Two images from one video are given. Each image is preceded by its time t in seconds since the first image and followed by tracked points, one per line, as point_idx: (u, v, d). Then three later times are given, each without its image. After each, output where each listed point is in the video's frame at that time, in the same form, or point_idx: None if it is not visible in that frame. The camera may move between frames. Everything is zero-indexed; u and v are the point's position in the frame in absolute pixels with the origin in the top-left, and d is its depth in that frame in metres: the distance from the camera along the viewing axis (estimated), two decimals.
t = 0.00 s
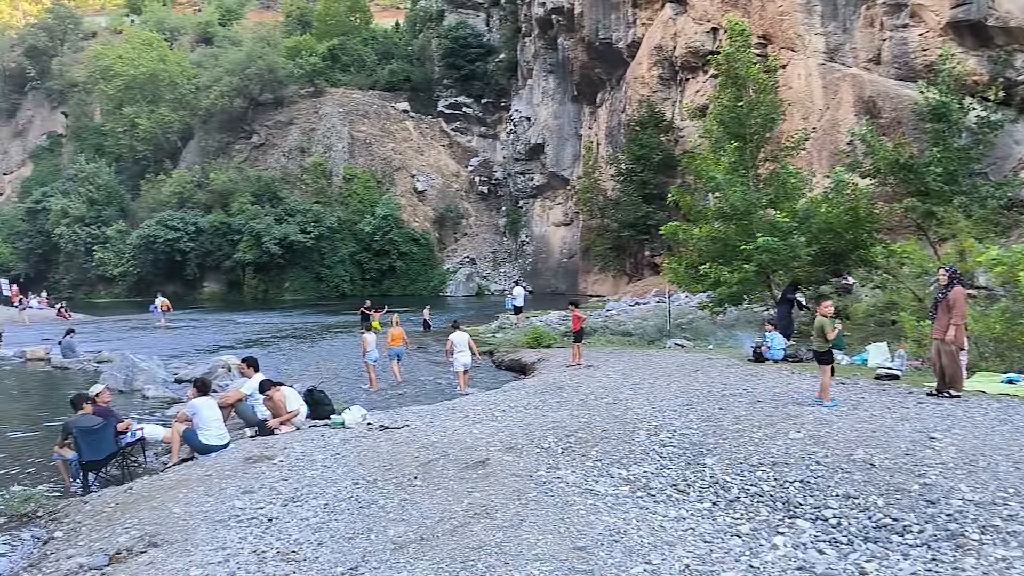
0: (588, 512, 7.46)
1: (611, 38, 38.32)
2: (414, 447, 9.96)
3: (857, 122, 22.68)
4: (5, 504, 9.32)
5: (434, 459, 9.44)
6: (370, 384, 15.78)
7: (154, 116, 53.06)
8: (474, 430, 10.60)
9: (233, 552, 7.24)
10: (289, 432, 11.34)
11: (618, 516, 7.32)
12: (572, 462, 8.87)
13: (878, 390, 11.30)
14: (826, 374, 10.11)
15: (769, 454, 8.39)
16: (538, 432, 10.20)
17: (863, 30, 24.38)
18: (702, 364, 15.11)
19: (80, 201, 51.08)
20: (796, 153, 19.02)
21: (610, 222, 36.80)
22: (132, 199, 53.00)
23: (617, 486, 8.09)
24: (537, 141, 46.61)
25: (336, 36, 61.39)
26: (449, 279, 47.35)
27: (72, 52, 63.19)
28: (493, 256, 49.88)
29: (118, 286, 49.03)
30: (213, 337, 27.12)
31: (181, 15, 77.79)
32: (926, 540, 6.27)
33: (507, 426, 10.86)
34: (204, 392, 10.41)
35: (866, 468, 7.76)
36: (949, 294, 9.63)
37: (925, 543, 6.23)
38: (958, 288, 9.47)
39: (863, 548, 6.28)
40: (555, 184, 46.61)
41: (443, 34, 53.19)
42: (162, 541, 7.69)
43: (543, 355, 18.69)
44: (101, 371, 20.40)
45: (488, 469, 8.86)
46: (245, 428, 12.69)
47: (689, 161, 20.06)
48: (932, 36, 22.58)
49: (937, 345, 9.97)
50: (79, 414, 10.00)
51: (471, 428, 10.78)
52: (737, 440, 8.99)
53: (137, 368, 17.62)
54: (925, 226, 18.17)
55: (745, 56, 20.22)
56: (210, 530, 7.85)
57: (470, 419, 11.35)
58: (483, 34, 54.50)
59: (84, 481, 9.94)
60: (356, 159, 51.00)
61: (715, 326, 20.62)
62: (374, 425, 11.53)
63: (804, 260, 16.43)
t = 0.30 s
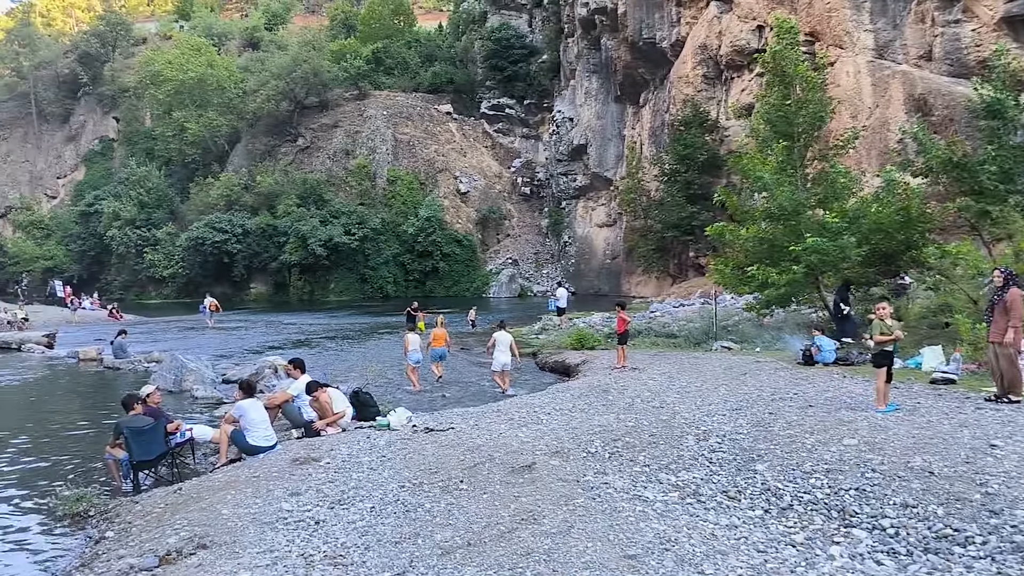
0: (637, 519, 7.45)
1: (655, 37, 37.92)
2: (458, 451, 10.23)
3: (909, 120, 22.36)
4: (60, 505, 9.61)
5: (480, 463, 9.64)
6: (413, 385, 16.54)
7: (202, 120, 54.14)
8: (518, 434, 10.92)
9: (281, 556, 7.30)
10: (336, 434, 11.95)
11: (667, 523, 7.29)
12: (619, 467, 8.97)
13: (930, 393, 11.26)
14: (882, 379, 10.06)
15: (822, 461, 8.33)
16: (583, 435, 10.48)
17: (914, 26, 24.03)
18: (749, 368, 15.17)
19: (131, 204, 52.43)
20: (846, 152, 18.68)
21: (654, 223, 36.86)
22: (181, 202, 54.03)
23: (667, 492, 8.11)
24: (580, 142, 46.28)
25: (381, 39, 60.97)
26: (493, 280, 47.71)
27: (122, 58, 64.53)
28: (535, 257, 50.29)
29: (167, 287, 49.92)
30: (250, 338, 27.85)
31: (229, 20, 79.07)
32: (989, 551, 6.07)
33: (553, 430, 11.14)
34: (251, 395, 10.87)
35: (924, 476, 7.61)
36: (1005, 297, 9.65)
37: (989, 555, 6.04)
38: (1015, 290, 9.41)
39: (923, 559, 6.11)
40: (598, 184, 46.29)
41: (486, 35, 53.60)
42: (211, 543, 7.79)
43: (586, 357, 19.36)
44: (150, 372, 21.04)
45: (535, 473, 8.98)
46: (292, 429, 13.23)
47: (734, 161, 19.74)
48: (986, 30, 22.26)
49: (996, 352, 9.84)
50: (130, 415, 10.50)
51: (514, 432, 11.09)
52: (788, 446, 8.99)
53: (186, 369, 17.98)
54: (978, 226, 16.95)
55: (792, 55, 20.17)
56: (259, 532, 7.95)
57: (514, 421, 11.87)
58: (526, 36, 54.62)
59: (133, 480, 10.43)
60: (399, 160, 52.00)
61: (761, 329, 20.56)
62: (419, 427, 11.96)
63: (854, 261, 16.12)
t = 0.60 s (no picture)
0: (691, 528, 7.40)
1: (700, 38, 38.03)
2: (507, 456, 10.40)
3: (963, 116, 22.20)
4: (116, 510, 9.82)
5: (528, 469, 9.77)
6: (454, 388, 17.32)
7: (251, 128, 55.55)
8: (567, 439, 11.04)
9: (331, 561, 7.36)
10: (383, 439, 12.41)
11: (722, 532, 7.24)
12: (670, 475, 9.04)
13: (995, 399, 11.00)
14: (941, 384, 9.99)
15: (881, 468, 8.22)
16: (631, 441, 10.61)
17: (967, 22, 23.58)
18: (802, 372, 15.25)
19: (182, 211, 53.65)
20: (898, 151, 18.66)
21: (700, 225, 36.59)
22: (230, 208, 54.84)
23: (720, 501, 8.11)
24: (625, 144, 46.22)
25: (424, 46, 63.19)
26: (536, 284, 47.09)
27: (173, 69, 66.05)
28: (580, 261, 49.45)
29: (217, 293, 51.04)
30: (292, 344, 28.45)
31: (276, 29, 80.25)
32: None
33: (603, 435, 11.31)
34: (299, 400, 11.26)
35: (989, 484, 7.45)
36: None
37: None
38: None
39: (989, 571, 5.94)
40: (643, 187, 46.08)
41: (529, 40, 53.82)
42: (262, 548, 7.87)
43: (633, 361, 19.85)
44: (201, 376, 21.49)
45: (584, 480, 9.08)
46: (339, 434, 13.59)
47: (783, 162, 19.55)
48: None
49: None
50: (182, 419, 10.84)
51: (563, 437, 11.26)
52: (844, 452, 8.94)
53: (236, 374, 18.47)
54: None
55: (843, 52, 19.32)
56: (309, 538, 8.01)
57: (562, 427, 12.00)
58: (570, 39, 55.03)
59: (186, 484, 10.75)
60: (444, 165, 52.56)
61: (812, 332, 20.61)
62: (468, 433, 12.21)
63: (909, 262, 16.09)
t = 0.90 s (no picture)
0: (754, 537, 7.31)
1: (759, 37, 37.67)
2: (565, 463, 10.64)
3: None
4: (179, 511, 10.18)
5: (587, 475, 9.97)
6: (513, 391, 18.19)
7: (310, 136, 57.25)
8: (626, 446, 11.44)
9: (390, 566, 7.43)
10: (441, 443, 12.77)
11: (786, 541, 7.12)
12: (733, 482, 9.12)
13: None
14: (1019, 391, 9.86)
15: (953, 476, 8.04)
16: (692, 447, 10.96)
17: None
18: (867, 377, 15.41)
19: (245, 218, 55.29)
20: (966, 149, 17.99)
21: (761, 227, 36.53)
22: (290, 215, 56.22)
23: (784, 509, 8.05)
24: (682, 146, 45.99)
25: (479, 51, 63.10)
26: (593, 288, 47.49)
27: (235, 80, 66.54)
28: (638, 264, 49.87)
29: (279, 298, 52.64)
30: (344, 351, 29.15)
31: (334, 39, 81.88)
32: None
33: (662, 442, 11.61)
34: (357, 405, 11.53)
35: None
36: None
37: None
38: None
39: None
40: (701, 189, 45.75)
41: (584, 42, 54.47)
42: (321, 553, 7.97)
43: (693, 366, 20.34)
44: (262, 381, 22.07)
45: (644, 487, 9.18)
46: (396, 439, 13.97)
47: (846, 161, 19.22)
48: None
49: None
50: (243, 424, 11.20)
51: (623, 444, 11.57)
52: (913, 459, 8.83)
53: (297, 378, 19.24)
54: None
55: (907, 48, 18.70)
56: (367, 543, 8.10)
57: (621, 433, 12.48)
58: (625, 41, 55.18)
59: (247, 487, 11.10)
60: (500, 170, 52.86)
61: (877, 334, 20.66)
62: (527, 438, 12.58)
63: (979, 262, 15.73)
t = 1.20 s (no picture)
0: (820, 548, 7.08)
1: (828, 34, 36.31)
2: (626, 467, 10.57)
3: None
4: (246, 509, 10.48)
5: (648, 481, 9.85)
6: (571, 395, 18.47)
7: (377, 140, 58.73)
8: (687, 451, 11.28)
9: (447, 569, 7.46)
10: (500, 445, 12.94)
11: (854, 553, 6.87)
12: (799, 491, 8.94)
13: None
14: None
15: None
16: (756, 454, 10.80)
17: None
18: (940, 384, 14.74)
19: (313, 221, 56.87)
20: None
21: (831, 228, 35.54)
22: (356, 218, 57.60)
23: (852, 519, 7.82)
24: (749, 146, 45.07)
25: (544, 53, 63.17)
26: (658, 290, 47.26)
27: (304, 84, 67.76)
28: (703, 266, 49.09)
29: (345, 299, 53.86)
30: (404, 352, 29.59)
31: (400, 44, 83.21)
32: None
33: (726, 448, 11.48)
34: (418, 406, 11.71)
35: None
36: None
37: None
38: None
39: None
40: (768, 189, 44.87)
41: (650, 42, 53.79)
42: (380, 554, 8.08)
43: (759, 370, 19.95)
44: (328, 381, 22.58)
45: (707, 494, 9.05)
46: (458, 441, 14.15)
47: (920, 160, 18.50)
48: None
49: None
50: (307, 425, 11.48)
51: (685, 449, 11.47)
52: (990, 472, 8.54)
53: (361, 378, 19.64)
54: None
55: (985, 43, 17.80)
56: (426, 545, 8.16)
57: (683, 438, 12.29)
58: (692, 41, 54.29)
59: (310, 487, 11.36)
60: (563, 172, 52.91)
61: (952, 339, 19.84)
62: (587, 441, 12.53)
63: None
